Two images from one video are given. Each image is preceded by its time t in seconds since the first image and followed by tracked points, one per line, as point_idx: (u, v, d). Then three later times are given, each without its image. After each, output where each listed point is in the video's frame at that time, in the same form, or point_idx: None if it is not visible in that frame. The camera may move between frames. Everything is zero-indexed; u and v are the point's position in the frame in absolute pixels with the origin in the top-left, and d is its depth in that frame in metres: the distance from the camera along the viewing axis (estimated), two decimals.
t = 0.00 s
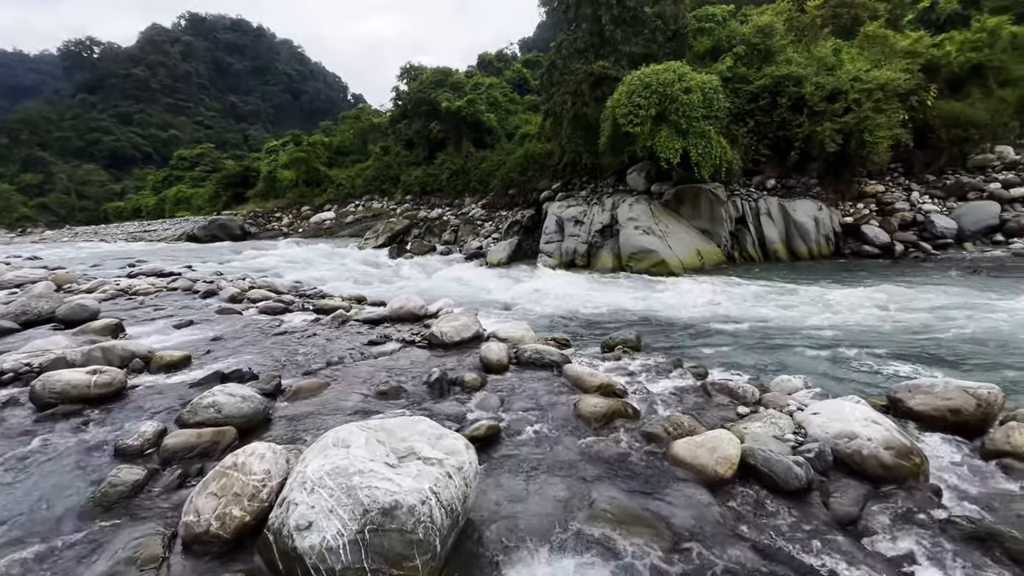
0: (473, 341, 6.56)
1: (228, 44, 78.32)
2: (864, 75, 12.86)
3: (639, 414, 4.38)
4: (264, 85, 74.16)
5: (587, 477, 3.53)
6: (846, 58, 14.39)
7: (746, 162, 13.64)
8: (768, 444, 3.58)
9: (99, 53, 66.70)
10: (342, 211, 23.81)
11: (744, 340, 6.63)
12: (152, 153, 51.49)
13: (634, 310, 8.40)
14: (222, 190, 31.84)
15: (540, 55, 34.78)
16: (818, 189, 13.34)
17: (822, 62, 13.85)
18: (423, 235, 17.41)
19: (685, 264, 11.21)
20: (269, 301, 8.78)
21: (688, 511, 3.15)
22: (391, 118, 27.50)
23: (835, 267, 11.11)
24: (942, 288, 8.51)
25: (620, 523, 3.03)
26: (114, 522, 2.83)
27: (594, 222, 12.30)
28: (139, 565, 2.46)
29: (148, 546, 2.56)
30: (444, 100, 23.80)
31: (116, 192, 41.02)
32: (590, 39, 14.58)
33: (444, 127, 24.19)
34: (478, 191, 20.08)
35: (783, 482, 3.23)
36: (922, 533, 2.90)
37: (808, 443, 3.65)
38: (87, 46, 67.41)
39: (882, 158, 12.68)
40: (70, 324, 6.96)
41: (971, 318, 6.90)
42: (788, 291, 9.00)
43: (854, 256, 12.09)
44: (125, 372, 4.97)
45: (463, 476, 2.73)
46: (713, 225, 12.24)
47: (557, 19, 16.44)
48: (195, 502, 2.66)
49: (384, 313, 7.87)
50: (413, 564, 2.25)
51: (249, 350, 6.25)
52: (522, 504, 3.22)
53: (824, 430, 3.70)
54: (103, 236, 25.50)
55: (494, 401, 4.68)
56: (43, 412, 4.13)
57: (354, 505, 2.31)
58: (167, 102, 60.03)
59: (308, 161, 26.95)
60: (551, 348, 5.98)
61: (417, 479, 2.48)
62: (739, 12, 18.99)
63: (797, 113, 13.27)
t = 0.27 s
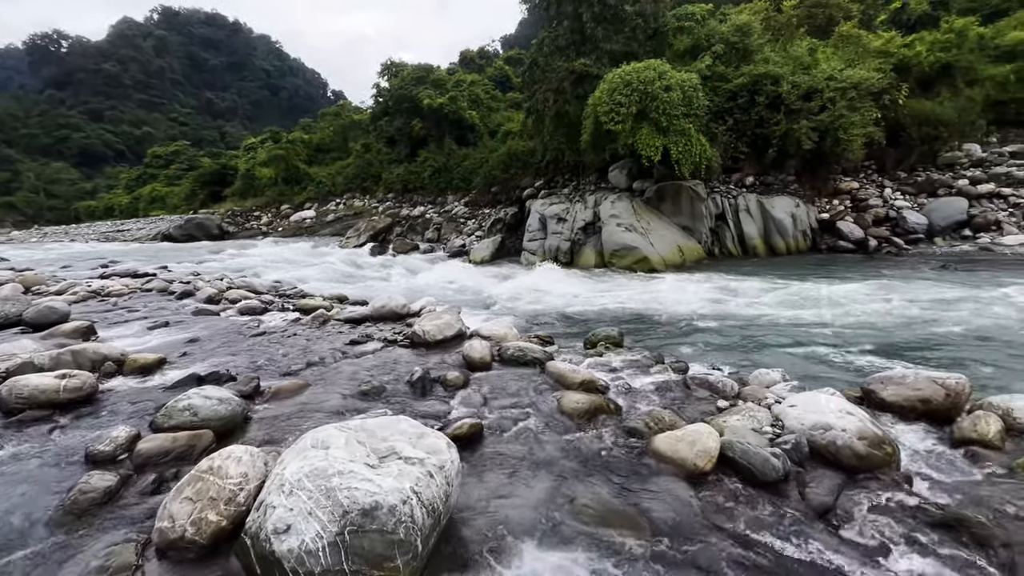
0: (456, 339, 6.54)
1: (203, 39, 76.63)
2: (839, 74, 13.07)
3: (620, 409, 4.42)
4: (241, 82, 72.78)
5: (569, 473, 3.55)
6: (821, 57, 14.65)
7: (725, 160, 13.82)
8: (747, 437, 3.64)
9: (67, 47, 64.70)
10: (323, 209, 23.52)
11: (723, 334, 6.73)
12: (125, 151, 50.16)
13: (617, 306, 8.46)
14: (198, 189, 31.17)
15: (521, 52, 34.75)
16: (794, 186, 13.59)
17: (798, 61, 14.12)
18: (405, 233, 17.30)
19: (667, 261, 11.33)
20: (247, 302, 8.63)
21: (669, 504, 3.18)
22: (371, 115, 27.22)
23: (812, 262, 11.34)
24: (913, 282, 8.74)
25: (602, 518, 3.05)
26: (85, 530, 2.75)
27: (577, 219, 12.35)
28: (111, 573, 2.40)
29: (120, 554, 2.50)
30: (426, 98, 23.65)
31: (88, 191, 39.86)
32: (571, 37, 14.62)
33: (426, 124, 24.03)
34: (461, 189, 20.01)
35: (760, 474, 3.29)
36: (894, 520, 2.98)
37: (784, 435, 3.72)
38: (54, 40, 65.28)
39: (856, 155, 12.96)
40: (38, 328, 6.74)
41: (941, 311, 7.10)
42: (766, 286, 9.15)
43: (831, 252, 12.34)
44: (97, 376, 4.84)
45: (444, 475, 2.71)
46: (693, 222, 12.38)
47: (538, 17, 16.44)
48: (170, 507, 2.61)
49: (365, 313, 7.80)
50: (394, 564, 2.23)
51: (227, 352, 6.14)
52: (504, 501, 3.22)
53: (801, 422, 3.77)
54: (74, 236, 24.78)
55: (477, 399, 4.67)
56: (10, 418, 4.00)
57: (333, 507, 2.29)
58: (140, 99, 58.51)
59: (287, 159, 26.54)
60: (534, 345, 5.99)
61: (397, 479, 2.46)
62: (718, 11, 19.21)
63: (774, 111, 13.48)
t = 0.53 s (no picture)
0: (438, 338, 6.51)
1: (176, 34, 74.77)
2: (813, 74, 13.28)
3: (602, 405, 4.45)
4: (216, 78, 71.26)
5: (550, 469, 3.56)
6: (797, 56, 14.90)
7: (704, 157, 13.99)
8: (726, 430, 3.69)
9: (32, 41, 62.51)
10: (302, 208, 23.17)
11: (703, 329, 6.82)
12: (94, 148, 48.68)
13: (599, 303, 8.52)
14: (173, 187, 30.44)
15: (502, 49, 34.66)
16: (771, 183, 13.82)
17: (775, 59, 14.35)
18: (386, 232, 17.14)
19: (648, 258, 11.43)
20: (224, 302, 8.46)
21: (649, 498, 3.22)
22: (351, 112, 26.89)
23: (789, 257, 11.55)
24: (885, 276, 8.97)
25: (583, 513, 3.07)
26: (53, 540, 2.67)
27: (559, 217, 12.38)
28: None
29: (90, 563, 2.43)
30: (406, 95, 23.46)
31: (56, 190, 38.63)
32: (551, 34, 14.63)
33: (407, 122, 23.82)
34: (443, 187, 19.91)
35: (739, 466, 3.35)
36: (866, 508, 3.05)
37: (761, 427, 3.79)
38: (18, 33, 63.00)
39: (830, 153, 13.24)
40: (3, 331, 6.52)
41: (912, 304, 7.30)
42: (745, 282, 9.30)
43: (806, 247, 12.59)
44: (66, 380, 4.70)
45: (425, 474, 2.70)
46: (674, 219, 12.51)
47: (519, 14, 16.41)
48: (141, 514, 2.54)
49: (346, 312, 7.72)
50: (374, 566, 2.21)
51: (203, 353, 6.02)
52: (486, 499, 3.22)
53: (777, 414, 3.84)
54: (42, 236, 24.00)
55: (459, 397, 4.66)
56: None
57: (311, 509, 2.26)
58: (110, 94, 56.85)
59: (264, 157, 26.08)
60: (516, 342, 5.99)
61: (377, 479, 2.44)
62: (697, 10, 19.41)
63: (751, 109, 13.68)
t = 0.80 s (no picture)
0: (418, 337, 6.46)
1: (145, 28, 72.71)
2: (788, 73, 13.48)
3: (582, 401, 4.47)
4: (188, 74, 69.55)
5: (532, 466, 3.56)
6: (771, 56, 15.15)
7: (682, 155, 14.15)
8: (704, 423, 3.74)
9: None
10: (279, 206, 22.78)
11: (682, 325, 6.90)
12: (60, 145, 47.06)
13: (580, 300, 8.55)
14: (144, 186, 29.62)
15: (482, 46, 34.55)
16: (748, 180, 14.05)
17: (751, 58, 14.57)
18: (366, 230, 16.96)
19: (628, 254, 11.53)
20: (198, 303, 8.27)
21: (629, 492, 3.25)
22: (328, 109, 26.50)
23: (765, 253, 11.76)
24: (857, 271, 9.20)
25: (564, 509, 3.08)
26: (16, 551, 2.58)
27: (540, 215, 12.40)
28: None
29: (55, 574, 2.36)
30: (385, 92, 23.22)
31: (21, 189, 37.28)
32: (531, 32, 14.61)
33: (386, 119, 23.59)
34: (423, 185, 19.78)
35: (716, 458, 3.40)
36: (839, 497, 3.13)
37: (738, 420, 3.85)
38: None
39: (805, 151, 13.51)
40: None
41: (882, 298, 7.51)
42: (722, 277, 9.44)
43: (782, 244, 12.83)
44: (30, 386, 4.54)
45: (404, 474, 2.67)
46: (653, 216, 12.63)
47: (498, 12, 16.36)
48: (110, 522, 2.47)
49: (325, 312, 7.61)
50: (352, 567, 2.19)
51: (176, 356, 5.88)
52: (466, 497, 3.21)
53: (754, 407, 3.90)
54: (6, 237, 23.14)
55: (440, 396, 4.63)
56: None
57: (287, 513, 2.22)
58: (77, 90, 55.04)
59: (240, 154, 25.56)
60: (497, 340, 5.98)
61: (354, 480, 2.41)
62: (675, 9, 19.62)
63: (728, 107, 13.88)
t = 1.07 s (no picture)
0: (398, 337, 6.40)
1: (112, 21, 70.47)
2: (762, 72, 13.74)
3: (562, 398, 4.48)
4: (158, 69, 67.66)
5: (511, 464, 3.56)
6: (746, 56, 15.39)
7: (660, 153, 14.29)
8: (681, 417, 3.79)
9: None
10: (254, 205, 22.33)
11: (661, 321, 6.98)
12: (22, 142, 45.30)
13: (561, 298, 8.58)
14: (113, 184, 28.73)
15: (461, 44, 34.40)
16: (724, 178, 14.28)
17: (726, 57, 14.79)
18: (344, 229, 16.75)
19: (608, 252, 11.61)
20: (170, 305, 8.06)
21: (608, 487, 3.27)
22: (305, 106, 26.08)
23: (741, 250, 11.97)
24: (830, 266, 9.43)
25: (543, 506, 3.09)
26: None
27: (520, 213, 12.40)
28: None
29: None
30: (362, 89, 22.94)
31: None
32: (510, 29, 14.59)
33: (364, 116, 23.29)
34: (403, 183, 19.64)
35: (693, 452, 3.45)
36: (811, 487, 3.20)
37: (715, 413, 3.91)
38: None
39: (778, 149, 13.78)
40: None
41: (853, 292, 7.71)
42: (700, 274, 9.58)
43: (758, 240, 13.07)
44: None
45: (382, 475, 2.64)
46: (632, 214, 12.74)
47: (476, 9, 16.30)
48: (74, 533, 2.39)
49: (302, 312, 7.48)
50: (328, 571, 2.16)
51: (146, 359, 5.72)
52: (445, 497, 3.19)
53: (730, 400, 3.96)
54: None
55: (420, 396, 4.60)
56: None
57: (260, 518, 2.18)
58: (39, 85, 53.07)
59: (213, 152, 24.99)
60: (477, 339, 5.96)
61: (330, 483, 2.37)
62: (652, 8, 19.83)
63: (704, 106, 14.08)
